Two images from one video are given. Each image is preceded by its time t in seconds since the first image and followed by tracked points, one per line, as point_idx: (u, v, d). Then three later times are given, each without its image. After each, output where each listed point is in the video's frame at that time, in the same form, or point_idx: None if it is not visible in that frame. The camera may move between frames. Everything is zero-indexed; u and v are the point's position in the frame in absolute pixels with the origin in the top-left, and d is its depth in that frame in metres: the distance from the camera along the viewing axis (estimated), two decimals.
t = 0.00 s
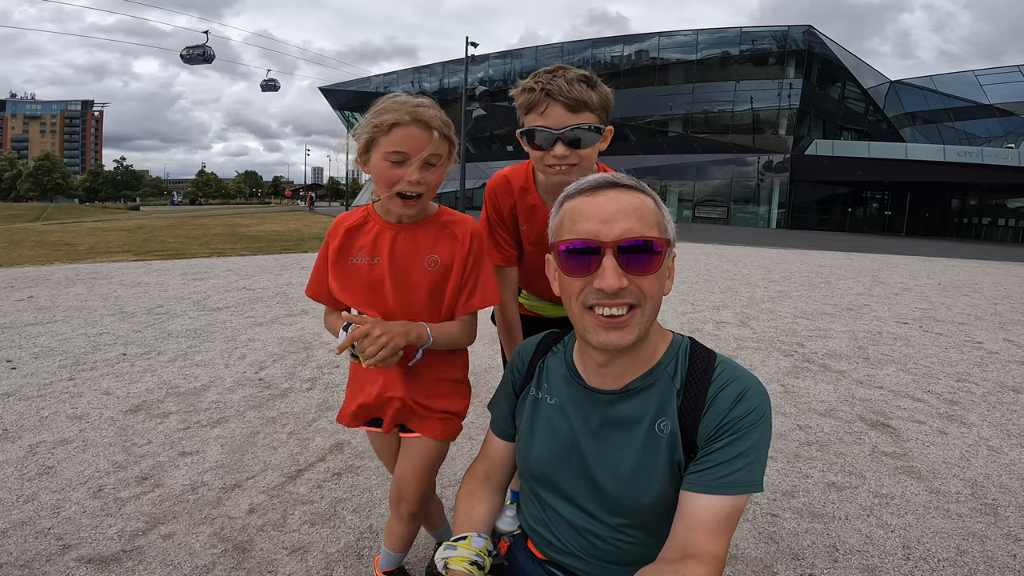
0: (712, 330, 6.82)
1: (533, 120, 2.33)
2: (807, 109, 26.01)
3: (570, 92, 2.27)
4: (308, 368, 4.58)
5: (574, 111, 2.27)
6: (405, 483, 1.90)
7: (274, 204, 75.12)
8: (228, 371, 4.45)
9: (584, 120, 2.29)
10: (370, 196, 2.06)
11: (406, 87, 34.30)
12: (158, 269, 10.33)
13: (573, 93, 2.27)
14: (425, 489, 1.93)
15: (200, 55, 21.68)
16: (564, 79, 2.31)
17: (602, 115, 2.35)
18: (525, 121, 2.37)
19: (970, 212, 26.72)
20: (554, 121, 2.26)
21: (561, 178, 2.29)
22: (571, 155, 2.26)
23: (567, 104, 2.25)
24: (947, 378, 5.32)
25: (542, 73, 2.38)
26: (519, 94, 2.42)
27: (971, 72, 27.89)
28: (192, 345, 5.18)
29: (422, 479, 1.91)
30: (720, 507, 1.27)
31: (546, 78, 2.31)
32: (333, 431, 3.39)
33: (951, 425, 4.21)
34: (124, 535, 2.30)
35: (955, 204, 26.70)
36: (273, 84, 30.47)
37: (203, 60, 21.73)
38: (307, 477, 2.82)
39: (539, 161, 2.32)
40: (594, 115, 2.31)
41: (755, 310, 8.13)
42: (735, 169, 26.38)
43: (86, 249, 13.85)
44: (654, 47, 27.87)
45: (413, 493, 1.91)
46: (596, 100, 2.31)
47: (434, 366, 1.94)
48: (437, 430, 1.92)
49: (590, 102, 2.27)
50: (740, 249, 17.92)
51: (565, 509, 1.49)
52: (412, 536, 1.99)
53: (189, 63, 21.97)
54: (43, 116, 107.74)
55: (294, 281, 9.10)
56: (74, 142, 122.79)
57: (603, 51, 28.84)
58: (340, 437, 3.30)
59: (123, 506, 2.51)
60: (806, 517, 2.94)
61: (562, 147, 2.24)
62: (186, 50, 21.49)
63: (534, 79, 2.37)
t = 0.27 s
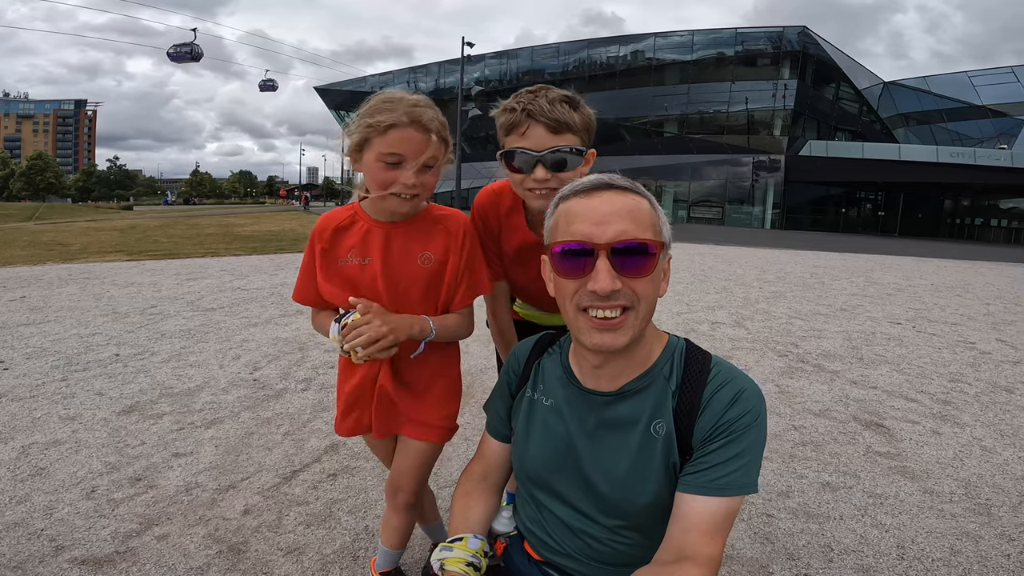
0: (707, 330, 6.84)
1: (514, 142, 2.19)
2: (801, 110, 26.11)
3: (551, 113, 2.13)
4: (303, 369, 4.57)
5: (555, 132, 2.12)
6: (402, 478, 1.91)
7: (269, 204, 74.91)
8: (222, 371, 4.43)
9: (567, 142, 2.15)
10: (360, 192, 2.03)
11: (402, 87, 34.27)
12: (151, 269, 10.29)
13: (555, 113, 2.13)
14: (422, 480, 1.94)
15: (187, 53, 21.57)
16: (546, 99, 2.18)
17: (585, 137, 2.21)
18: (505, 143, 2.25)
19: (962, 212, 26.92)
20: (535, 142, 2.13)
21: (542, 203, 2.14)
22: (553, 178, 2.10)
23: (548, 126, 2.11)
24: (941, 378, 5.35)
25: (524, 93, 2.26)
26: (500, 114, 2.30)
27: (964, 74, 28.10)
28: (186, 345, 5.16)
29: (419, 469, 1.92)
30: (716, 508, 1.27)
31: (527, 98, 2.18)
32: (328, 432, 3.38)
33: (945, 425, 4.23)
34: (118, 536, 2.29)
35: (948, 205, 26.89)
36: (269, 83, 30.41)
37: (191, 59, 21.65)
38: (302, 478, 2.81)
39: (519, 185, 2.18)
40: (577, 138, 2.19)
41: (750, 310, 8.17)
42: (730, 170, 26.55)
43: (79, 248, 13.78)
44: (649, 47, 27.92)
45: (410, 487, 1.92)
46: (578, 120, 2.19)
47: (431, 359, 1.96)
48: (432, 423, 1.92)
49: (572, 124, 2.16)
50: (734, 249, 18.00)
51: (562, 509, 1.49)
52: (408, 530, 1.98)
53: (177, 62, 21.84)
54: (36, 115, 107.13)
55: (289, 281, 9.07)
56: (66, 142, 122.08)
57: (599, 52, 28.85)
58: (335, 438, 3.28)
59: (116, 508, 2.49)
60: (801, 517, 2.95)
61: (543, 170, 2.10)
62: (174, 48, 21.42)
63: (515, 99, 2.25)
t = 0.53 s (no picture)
0: (704, 330, 6.85)
1: (501, 159, 2.20)
2: (798, 110, 26.16)
3: (537, 130, 2.15)
4: (300, 368, 4.56)
5: (542, 149, 2.14)
6: (401, 474, 1.91)
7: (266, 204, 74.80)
8: (219, 371, 4.43)
9: (554, 159, 2.16)
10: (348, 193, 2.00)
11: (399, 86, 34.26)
12: (148, 269, 10.26)
13: (542, 130, 2.14)
14: (422, 477, 1.94)
15: (176, 51, 21.37)
16: (533, 117, 2.19)
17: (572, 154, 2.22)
18: (492, 161, 2.25)
19: (958, 212, 27.01)
20: (522, 159, 2.13)
21: (531, 222, 2.08)
22: (539, 196, 2.08)
23: (534, 142, 2.13)
24: (936, 377, 5.37)
25: (512, 110, 2.28)
26: (487, 133, 2.32)
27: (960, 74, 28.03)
28: (183, 345, 5.14)
29: (419, 462, 1.93)
30: (710, 506, 1.28)
31: (514, 114, 2.19)
32: (325, 431, 3.38)
33: (941, 423, 4.25)
34: (115, 536, 2.29)
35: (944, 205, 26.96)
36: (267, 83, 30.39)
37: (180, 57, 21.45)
38: (300, 477, 2.81)
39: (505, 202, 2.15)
40: (563, 154, 2.20)
41: (747, 310, 8.19)
42: (727, 170, 26.62)
43: (76, 249, 13.74)
44: (647, 47, 27.95)
45: (409, 483, 1.91)
46: (565, 137, 2.19)
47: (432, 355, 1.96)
48: (431, 419, 1.93)
49: (559, 140, 2.16)
50: (732, 249, 18.01)
51: (558, 507, 1.50)
52: (407, 528, 1.98)
53: (166, 61, 21.65)
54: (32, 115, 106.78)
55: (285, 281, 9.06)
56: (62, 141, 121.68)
57: (596, 51, 28.86)
58: (333, 437, 3.28)
59: (113, 507, 2.49)
60: (798, 516, 2.96)
61: (530, 187, 2.07)
62: (162, 46, 21.24)
63: (503, 117, 2.27)
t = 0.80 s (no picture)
0: (702, 330, 6.86)
1: (493, 166, 2.17)
2: (797, 110, 26.19)
3: (530, 135, 2.11)
4: (299, 368, 4.56)
5: (535, 155, 2.10)
6: (404, 470, 1.93)
7: (265, 204, 74.83)
8: (218, 371, 4.43)
9: (547, 165, 2.12)
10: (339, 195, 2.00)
11: (398, 86, 34.27)
12: (146, 269, 10.24)
13: (534, 136, 2.11)
14: (423, 474, 1.95)
15: (166, 50, 21.21)
16: (524, 122, 2.15)
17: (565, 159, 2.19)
18: (485, 168, 2.22)
19: (956, 212, 27.04)
20: (514, 166, 2.10)
21: (525, 230, 2.07)
22: (533, 204, 2.05)
23: (527, 149, 2.09)
24: (935, 377, 5.37)
25: (504, 115, 2.24)
26: (480, 138, 2.28)
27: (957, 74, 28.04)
28: (181, 345, 5.14)
29: (422, 461, 1.94)
30: (709, 506, 1.28)
31: (506, 120, 2.15)
32: (325, 431, 3.38)
33: (939, 423, 4.26)
34: (114, 536, 2.28)
35: (942, 205, 26.98)
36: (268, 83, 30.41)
37: (169, 56, 21.32)
38: (299, 477, 2.81)
39: (500, 210, 2.13)
40: (556, 159, 2.16)
41: (746, 310, 8.19)
42: (725, 169, 26.62)
43: (74, 249, 13.72)
44: (646, 47, 27.97)
45: (411, 479, 1.93)
46: (557, 143, 2.16)
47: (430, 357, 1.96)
48: (431, 420, 1.93)
49: (551, 146, 2.13)
50: (731, 249, 18.01)
51: (557, 507, 1.50)
52: (409, 524, 2.00)
53: (156, 58, 21.53)
54: (29, 116, 106.64)
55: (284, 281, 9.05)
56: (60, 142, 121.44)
57: (595, 51, 28.85)
58: (332, 437, 3.28)
59: (112, 507, 2.49)
60: (797, 515, 2.96)
61: (522, 195, 2.04)
62: (153, 46, 21.14)
63: (494, 123, 2.22)
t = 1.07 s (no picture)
0: (701, 329, 6.87)
1: (489, 170, 2.16)
2: (796, 110, 26.22)
3: (525, 140, 2.10)
4: (298, 368, 4.56)
5: (530, 161, 2.10)
6: (406, 468, 1.94)
7: (263, 205, 74.75)
8: (217, 371, 4.43)
9: (542, 169, 2.11)
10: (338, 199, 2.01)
11: (397, 87, 34.30)
12: (145, 270, 10.23)
13: (529, 141, 2.10)
14: (424, 473, 1.95)
15: (157, 49, 20.59)
16: (520, 125, 2.14)
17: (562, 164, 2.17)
18: (481, 172, 2.22)
19: (954, 212, 27.05)
20: (509, 171, 2.10)
21: (520, 234, 2.06)
22: (527, 209, 2.03)
23: (522, 154, 2.09)
24: (933, 377, 5.38)
25: (500, 118, 2.23)
26: (475, 141, 2.28)
27: (956, 74, 28.09)
28: (180, 345, 5.14)
29: (422, 461, 1.94)
30: (708, 505, 1.28)
31: (501, 124, 2.15)
32: (324, 431, 3.38)
33: (938, 422, 4.27)
34: (113, 536, 2.28)
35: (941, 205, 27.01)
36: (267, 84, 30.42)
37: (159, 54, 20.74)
38: (298, 477, 2.81)
39: (495, 214, 2.13)
40: (552, 163, 2.14)
41: (745, 309, 8.20)
42: (724, 169, 26.62)
43: (72, 249, 13.72)
44: (645, 47, 28.02)
45: (412, 478, 1.94)
46: (553, 146, 2.15)
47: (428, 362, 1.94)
48: (429, 422, 1.92)
49: (547, 151, 2.12)
50: (730, 249, 18.00)
51: (557, 507, 1.50)
52: (409, 522, 2.00)
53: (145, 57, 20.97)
54: (28, 116, 106.52)
55: (283, 282, 9.04)
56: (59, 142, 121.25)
57: (594, 51, 28.88)
58: (332, 437, 3.28)
59: (111, 507, 2.49)
60: (796, 514, 2.97)
61: (517, 200, 2.03)
62: (143, 44, 20.62)
63: (491, 126, 2.22)
